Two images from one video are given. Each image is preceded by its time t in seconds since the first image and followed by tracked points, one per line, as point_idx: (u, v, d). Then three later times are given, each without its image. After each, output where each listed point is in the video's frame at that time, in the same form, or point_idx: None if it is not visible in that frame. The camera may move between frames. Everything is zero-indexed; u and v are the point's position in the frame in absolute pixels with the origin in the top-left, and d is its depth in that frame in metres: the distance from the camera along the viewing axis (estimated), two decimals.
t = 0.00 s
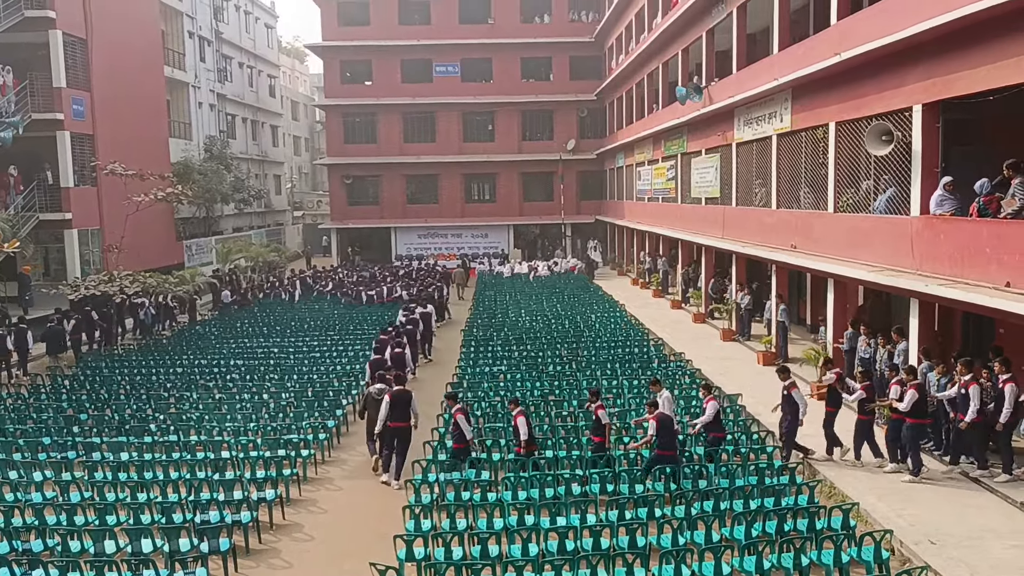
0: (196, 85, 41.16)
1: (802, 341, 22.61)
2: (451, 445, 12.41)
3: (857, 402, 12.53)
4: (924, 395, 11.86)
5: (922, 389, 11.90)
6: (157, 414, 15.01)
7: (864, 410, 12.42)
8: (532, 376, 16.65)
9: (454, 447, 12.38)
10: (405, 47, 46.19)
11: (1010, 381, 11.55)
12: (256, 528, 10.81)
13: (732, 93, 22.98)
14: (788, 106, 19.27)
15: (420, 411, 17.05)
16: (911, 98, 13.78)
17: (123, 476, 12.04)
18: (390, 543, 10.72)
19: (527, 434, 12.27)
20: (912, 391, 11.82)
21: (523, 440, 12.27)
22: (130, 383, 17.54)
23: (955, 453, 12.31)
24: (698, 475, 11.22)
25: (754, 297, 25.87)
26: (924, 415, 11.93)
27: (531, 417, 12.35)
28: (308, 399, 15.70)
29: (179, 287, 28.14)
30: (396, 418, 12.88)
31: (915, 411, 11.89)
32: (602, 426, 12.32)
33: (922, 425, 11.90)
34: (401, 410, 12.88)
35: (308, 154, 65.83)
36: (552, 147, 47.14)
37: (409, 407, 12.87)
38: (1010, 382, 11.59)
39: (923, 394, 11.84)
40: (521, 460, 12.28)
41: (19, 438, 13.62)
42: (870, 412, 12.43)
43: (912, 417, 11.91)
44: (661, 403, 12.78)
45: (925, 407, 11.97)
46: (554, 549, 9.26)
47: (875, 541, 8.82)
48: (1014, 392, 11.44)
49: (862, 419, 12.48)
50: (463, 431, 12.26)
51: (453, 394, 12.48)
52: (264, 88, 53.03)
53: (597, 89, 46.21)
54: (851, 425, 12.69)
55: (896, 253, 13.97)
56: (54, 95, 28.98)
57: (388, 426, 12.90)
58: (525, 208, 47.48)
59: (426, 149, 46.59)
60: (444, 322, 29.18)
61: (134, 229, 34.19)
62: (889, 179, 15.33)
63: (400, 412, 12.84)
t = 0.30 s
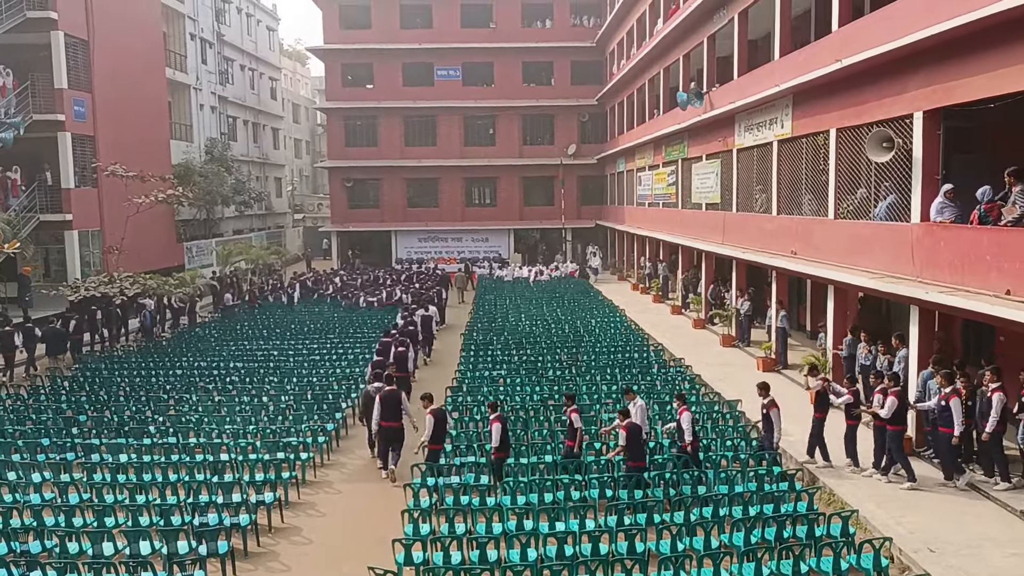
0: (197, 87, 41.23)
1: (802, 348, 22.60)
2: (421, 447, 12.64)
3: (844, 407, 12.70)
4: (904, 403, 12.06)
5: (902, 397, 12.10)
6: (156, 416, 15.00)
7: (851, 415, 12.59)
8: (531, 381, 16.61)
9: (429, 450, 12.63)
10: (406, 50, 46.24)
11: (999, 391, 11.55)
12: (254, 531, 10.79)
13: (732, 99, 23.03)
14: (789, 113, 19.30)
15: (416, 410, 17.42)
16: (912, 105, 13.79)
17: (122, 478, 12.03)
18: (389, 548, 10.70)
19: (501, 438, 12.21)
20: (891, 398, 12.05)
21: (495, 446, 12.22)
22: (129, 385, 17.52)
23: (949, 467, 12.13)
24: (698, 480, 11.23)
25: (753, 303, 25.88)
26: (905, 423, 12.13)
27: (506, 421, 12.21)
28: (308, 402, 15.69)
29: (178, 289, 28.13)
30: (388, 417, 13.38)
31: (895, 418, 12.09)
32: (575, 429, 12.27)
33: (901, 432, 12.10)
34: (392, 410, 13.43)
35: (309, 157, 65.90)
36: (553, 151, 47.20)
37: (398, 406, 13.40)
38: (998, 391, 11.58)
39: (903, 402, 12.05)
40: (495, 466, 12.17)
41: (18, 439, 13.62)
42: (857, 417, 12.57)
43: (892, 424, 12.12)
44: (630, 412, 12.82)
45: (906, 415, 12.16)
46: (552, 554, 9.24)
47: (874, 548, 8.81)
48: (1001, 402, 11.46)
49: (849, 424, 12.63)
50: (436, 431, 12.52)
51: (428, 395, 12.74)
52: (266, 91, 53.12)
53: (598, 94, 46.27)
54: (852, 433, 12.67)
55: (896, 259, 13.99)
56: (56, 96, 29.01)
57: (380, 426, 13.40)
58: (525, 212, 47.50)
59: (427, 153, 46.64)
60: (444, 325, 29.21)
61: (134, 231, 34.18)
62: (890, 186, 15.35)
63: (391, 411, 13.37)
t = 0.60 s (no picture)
0: (200, 91, 41.30)
1: (802, 356, 22.57)
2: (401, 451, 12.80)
3: (832, 413, 12.89)
4: (888, 409, 12.08)
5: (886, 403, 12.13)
6: (155, 420, 14.98)
7: (839, 421, 12.73)
8: (531, 388, 16.55)
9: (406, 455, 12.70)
10: (409, 56, 46.32)
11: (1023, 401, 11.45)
12: (252, 537, 10.76)
13: (733, 107, 23.05)
14: (790, 121, 19.32)
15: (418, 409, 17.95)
16: (913, 114, 13.80)
17: (120, 482, 12.00)
18: (387, 554, 10.67)
19: (473, 448, 12.11)
20: (875, 403, 12.09)
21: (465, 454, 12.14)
22: (128, 389, 17.51)
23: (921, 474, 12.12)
24: (697, 488, 11.22)
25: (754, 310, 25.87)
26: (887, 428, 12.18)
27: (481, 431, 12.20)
28: (306, 407, 15.66)
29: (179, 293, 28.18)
30: (387, 416, 13.60)
31: (879, 423, 12.10)
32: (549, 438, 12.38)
33: (881, 437, 12.13)
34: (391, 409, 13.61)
35: (311, 161, 65.99)
36: (554, 157, 47.25)
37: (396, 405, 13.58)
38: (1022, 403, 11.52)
39: (886, 408, 12.07)
40: (465, 474, 12.04)
41: (16, 443, 13.61)
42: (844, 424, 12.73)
43: (874, 428, 12.15)
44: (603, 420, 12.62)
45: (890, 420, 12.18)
46: (551, 563, 9.20)
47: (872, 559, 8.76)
48: None
49: (836, 430, 12.81)
50: (414, 435, 12.66)
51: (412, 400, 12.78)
52: (268, 95, 53.24)
53: (600, 100, 46.32)
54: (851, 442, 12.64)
55: (896, 268, 14.00)
56: (58, 99, 29.02)
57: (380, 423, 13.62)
58: (526, 218, 47.52)
59: (428, 158, 46.70)
60: (444, 330, 29.23)
61: (135, 234, 34.18)
62: (891, 195, 15.37)
63: (389, 409, 13.57)
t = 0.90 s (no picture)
0: (200, 97, 41.38)
1: (802, 363, 22.56)
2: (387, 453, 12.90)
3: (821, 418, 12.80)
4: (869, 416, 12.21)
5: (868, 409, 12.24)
6: (154, 426, 14.97)
7: (827, 426, 12.69)
8: (531, 393, 16.54)
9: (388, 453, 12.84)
10: (409, 62, 46.40)
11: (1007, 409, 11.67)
12: (251, 543, 10.73)
13: (733, 114, 23.07)
14: (790, 128, 19.33)
15: (421, 411, 18.40)
16: (913, 122, 13.83)
17: (118, 488, 11.98)
18: (386, 560, 10.66)
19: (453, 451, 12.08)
20: (856, 411, 12.19)
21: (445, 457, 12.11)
22: (127, 395, 17.49)
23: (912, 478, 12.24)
24: (697, 496, 11.20)
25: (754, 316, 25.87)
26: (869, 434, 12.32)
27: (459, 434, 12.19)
28: (305, 413, 15.64)
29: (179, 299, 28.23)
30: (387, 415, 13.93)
31: (861, 430, 12.25)
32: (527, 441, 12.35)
33: (864, 443, 12.32)
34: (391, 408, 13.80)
35: (312, 167, 66.08)
36: (554, 164, 47.30)
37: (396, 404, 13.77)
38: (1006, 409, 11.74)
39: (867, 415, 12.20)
40: (448, 478, 12.03)
41: (15, 448, 13.60)
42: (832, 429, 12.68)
43: (857, 436, 12.31)
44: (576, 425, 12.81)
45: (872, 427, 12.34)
46: (550, 570, 9.17)
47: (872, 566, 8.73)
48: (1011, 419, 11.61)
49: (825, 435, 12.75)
50: (400, 439, 12.74)
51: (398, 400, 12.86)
52: (269, 101, 53.33)
53: (600, 107, 46.39)
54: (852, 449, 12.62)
55: (896, 275, 14.00)
56: (58, 105, 29.01)
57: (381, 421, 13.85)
58: (526, 224, 47.52)
59: (428, 164, 46.76)
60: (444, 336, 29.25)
61: (135, 240, 34.23)
62: (890, 203, 15.38)
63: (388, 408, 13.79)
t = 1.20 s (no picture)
0: (200, 101, 41.41)
1: (801, 367, 22.57)
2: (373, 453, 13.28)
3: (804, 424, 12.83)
4: (848, 416, 12.28)
5: (846, 409, 12.32)
6: (153, 430, 14.95)
7: (810, 431, 12.74)
8: (530, 398, 16.55)
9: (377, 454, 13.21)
10: (409, 67, 46.44)
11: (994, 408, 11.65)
12: (249, 547, 10.70)
13: (732, 118, 23.11)
14: (789, 132, 19.33)
15: (422, 410, 18.83)
16: (911, 126, 13.86)
17: (117, 492, 11.95)
18: (385, 565, 10.64)
19: (423, 457, 12.39)
20: (835, 411, 12.29)
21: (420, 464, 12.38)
22: (126, 399, 17.47)
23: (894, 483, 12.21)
24: (696, 500, 11.20)
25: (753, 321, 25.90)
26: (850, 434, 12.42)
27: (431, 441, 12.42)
28: (304, 417, 15.62)
29: (178, 302, 28.34)
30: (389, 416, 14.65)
31: (841, 430, 12.36)
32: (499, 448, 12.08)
33: (845, 444, 12.40)
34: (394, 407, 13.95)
35: (311, 171, 66.11)
36: (554, 168, 47.34)
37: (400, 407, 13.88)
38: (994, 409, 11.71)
39: (847, 415, 12.28)
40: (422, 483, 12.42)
41: (14, 453, 13.58)
42: (816, 435, 12.74)
43: (837, 435, 12.42)
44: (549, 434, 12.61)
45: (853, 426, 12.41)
46: (548, 573, 9.15)
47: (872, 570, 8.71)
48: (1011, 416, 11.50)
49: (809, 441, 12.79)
50: (383, 439, 13.16)
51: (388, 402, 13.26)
52: (268, 106, 53.38)
53: (599, 112, 46.44)
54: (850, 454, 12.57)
55: (895, 279, 14.00)
56: (58, 109, 29.06)
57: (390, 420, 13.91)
58: (525, 228, 47.52)
59: (428, 168, 46.80)
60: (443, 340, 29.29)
61: (134, 244, 34.25)
62: (890, 207, 15.38)
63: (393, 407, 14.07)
